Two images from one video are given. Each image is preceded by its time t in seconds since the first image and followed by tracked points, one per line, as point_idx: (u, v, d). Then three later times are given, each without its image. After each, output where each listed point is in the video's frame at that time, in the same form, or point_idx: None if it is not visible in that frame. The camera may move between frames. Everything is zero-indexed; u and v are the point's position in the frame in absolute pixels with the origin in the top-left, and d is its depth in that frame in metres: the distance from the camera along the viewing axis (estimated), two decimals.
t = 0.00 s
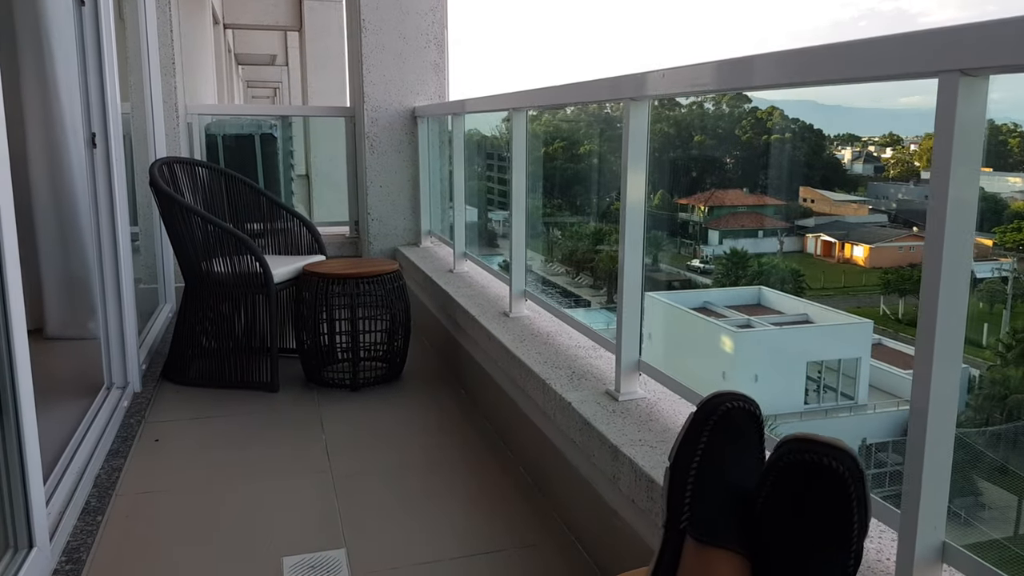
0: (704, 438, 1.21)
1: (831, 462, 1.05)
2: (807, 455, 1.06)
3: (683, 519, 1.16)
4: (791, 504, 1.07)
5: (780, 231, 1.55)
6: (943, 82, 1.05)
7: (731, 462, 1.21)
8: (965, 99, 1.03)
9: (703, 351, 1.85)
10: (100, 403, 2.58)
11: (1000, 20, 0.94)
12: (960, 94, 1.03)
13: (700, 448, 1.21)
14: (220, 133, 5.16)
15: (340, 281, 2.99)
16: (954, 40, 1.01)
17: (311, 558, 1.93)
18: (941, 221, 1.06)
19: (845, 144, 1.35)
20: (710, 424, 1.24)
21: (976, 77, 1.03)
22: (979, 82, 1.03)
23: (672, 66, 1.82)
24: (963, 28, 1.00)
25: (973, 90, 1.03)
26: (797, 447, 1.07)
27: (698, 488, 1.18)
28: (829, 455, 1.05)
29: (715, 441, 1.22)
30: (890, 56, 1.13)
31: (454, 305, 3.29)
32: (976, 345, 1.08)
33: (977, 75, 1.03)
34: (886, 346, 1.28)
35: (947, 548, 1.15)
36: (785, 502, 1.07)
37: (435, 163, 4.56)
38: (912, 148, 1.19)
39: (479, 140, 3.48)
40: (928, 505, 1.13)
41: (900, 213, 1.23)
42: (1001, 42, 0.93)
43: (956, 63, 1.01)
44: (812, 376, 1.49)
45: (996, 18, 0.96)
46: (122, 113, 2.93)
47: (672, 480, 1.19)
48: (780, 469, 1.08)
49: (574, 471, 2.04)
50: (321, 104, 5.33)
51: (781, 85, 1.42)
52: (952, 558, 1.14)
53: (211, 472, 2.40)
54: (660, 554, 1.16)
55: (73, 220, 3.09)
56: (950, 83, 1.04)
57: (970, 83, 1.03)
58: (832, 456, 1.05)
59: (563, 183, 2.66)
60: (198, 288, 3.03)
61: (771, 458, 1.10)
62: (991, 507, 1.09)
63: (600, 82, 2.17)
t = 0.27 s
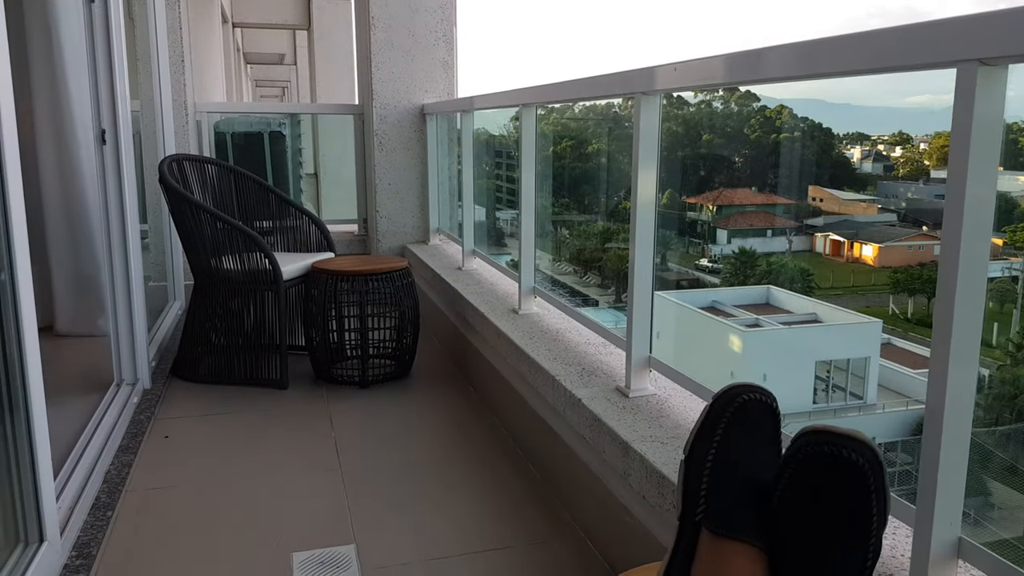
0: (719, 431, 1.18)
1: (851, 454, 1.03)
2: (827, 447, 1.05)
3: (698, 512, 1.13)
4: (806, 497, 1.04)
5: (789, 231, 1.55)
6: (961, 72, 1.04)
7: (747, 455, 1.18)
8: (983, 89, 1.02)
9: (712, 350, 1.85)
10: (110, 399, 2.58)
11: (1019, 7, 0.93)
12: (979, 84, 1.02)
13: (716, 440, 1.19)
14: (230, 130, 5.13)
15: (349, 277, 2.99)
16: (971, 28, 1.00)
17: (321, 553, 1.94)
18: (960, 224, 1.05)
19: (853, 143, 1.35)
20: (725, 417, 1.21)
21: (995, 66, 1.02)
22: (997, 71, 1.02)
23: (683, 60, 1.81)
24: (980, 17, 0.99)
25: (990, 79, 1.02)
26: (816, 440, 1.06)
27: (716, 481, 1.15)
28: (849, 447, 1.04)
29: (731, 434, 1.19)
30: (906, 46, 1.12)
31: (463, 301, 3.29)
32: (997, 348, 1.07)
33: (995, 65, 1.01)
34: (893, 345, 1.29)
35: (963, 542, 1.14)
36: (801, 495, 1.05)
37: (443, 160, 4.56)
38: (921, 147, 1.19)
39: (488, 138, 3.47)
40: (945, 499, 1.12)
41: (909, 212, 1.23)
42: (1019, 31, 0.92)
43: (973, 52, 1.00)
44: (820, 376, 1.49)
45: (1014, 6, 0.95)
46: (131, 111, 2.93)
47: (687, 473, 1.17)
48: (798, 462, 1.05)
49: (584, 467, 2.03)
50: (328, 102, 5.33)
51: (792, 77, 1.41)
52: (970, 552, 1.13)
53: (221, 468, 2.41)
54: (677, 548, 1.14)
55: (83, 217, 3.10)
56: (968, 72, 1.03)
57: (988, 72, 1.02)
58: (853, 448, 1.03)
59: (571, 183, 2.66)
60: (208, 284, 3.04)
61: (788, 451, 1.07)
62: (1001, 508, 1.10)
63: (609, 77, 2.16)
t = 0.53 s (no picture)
0: (733, 415, 1.16)
1: (869, 438, 0.97)
2: (842, 431, 0.99)
3: (711, 496, 1.10)
4: (826, 483, 1.00)
5: (798, 225, 1.54)
6: (983, 52, 1.04)
7: (761, 440, 1.15)
8: (1005, 70, 1.03)
9: (719, 343, 1.84)
10: (118, 388, 2.59)
11: None
12: (1000, 65, 1.02)
13: (730, 425, 1.16)
14: (236, 122, 5.14)
15: (356, 269, 2.99)
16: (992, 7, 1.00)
17: (331, 541, 1.94)
18: (977, 219, 1.06)
19: (863, 137, 1.34)
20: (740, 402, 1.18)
21: (1017, 48, 1.02)
22: (1019, 52, 1.02)
23: (694, 45, 1.79)
24: None
25: (1011, 62, 1.03)
26: (831, 423, 1.00)
27: (730, 467, 1.12)
28: (866, 430, 0.98)
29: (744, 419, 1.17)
30: (928, 26, 1.11)
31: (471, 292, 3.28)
32: (1007, 343, 1.09)
33: (1018, 46, 1.01)
34: (903, 340, 1.28)
35: (978, 531, 1.15)
36: (820, 482, 1.00)
37: (450, 151, 4.54)
38: (932, 141, 1.19)
39: (496, 130, 3.46)
40: (961, 486, 1.14)
41: (919, 207, 1.22)
42: None
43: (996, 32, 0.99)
44: (828, 370, 1.49)
45: None
46: (138, 102, 2.93)
47: (699, 458, 1.14)
48: (813, 447, 1.01)
49: (592, 456, 2.03)
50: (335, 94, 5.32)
51: (807, 61, 1.39)
52: (983, 542, 1.15)
53: (230, 457, 2.42)
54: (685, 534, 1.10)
55: (90, 206, 3.11)
56: (990, 53, 1.03)
57: (1010, 53, 1.02)
58: (870, 432, 0.97)
59: (579, 176, 2.65)
60: (216, 274, 3.05)
61: (803, 436, 1.03)
62: (1008, 502, 1.12)
63: (619, 64, 2.14)
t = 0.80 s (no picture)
0: (737, 392, 1.09)
1: (870, 415, 0.97)
2: (846, 408, 0.98)
3: (714, 475, 1.04)
4: (829, 459, 0.99)
5: (805, 209, 1.53)
6: (995, 27, 1.04)
7: (764, 418, 1.09)
8: (1016, 45, 1.02)
9: (725, 326, 1.84)
10: (123, 370, 2.60)
11: None
12: (1012, 40, 1.02)
13: (733, 403, 1.09)
14: (240, 104, 5.12)
15: (361, 250, 2.99)
16: None
17: (337, 520, 1.96)
18: (984, 205, 1.06)
19: (872, 120, 1.33)
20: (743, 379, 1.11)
21: None
22: None
23: (702, 23, 1.77)
24: None
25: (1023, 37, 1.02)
26: (834, 400, 0.99)
27: (733, 445, 1.06)
28: (868, 407, 0.97)
29: (747, 396, 1.10)
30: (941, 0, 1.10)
31: (476, 275, 3.28)
32: (1014, 326, 1.09)
33: None
34: (909, 324, 1.28)
35: (981, 511, 1.16)
36: (824, 459, 1.00)
37: (456, 133, 4.53)
38: (940, 123, 1.18)
39: (501, 112, 3.44)
40: (964, 467, 1.14)
41: (928, 190, 1.22)
42: None
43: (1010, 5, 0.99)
44: (834, 354, 1.49)
45: None
46: (141, 83, 2.93)
47: (701, 437, 1.07)
48: (816, 424, 1.00)
49: (596, 436, 2.04)
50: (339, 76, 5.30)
51: (816, 37, 1.38)
52: (986, 522, 1.15)
53: (236, 437, 2.43)
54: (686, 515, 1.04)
55: (95, 188, 3.11)
56: (1002, 28, 1.03)
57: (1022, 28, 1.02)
58: (872, 409, 0.97)
59: (585, 160, 2.63)
60: (221, 256, 3.06)
61: (806, 414, 1.02)
62: (1011, 485, 1.12)
63: (625, 43, 2.12)
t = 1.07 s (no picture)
0: (744, 357, 1.03)
1: (879, 382, 0.90)
2: (853, 375, 0.92)
3: (719, 441, 0.99)
4: (837, 430, 0.93)
5: (811, 181, 1.51)
6: None
7: (771, 384, 1.03)
8: None
9: (730, 299, 1.83)
10: (127, 341, 2.61)
11: None
12: None
13: (740, 367, 1.03)
14: (242, 73, 5.08)
15: (364, 222, 2.98)
16: None
17: (341, 489, 1.97)
18: (994, 177, 1.05)
19: (881, 92, 1.32)
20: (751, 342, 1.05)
21: None
22: None
23: None
24: None
25: None
26: (841, 367, 0.93)
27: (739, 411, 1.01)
28: (877, 374, 0.91)
29: (755, 360, 1.04)
30: None
31: (480, 246, 3.27)
32: (1021, 301, 1.08)
33: None
34: (916, 297, 1.27)
35: (985, 480, 1.16)
36: (831, 430, 0.94)
37: (460, 104, 4.49)
38: (950, 95, 1.17)
39: (506, 82, 3.41)
40: (969, 438, 1.14)
41: (936, 162, 1.20)
42: None
43: None
44: (838, 327, 1.49)
45: None
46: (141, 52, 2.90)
47: (707, 403, 1.02)
48: (823, 393, 0.94)
49: (600, 407, 2.04)
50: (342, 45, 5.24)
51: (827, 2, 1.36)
52: (990, 490, 1.15)
53: (241, 407, 2.44)
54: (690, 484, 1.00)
55: (96, 158, 3.10)
56: None
57: None
58: (882, 376, 0.90)
59: (590, 132, 2.61)
60: (224, 227, 3.05)
61: (813, 381, 0.96)
62: (1013, 457, 1.12)
63: (631, 10, 2.09)
